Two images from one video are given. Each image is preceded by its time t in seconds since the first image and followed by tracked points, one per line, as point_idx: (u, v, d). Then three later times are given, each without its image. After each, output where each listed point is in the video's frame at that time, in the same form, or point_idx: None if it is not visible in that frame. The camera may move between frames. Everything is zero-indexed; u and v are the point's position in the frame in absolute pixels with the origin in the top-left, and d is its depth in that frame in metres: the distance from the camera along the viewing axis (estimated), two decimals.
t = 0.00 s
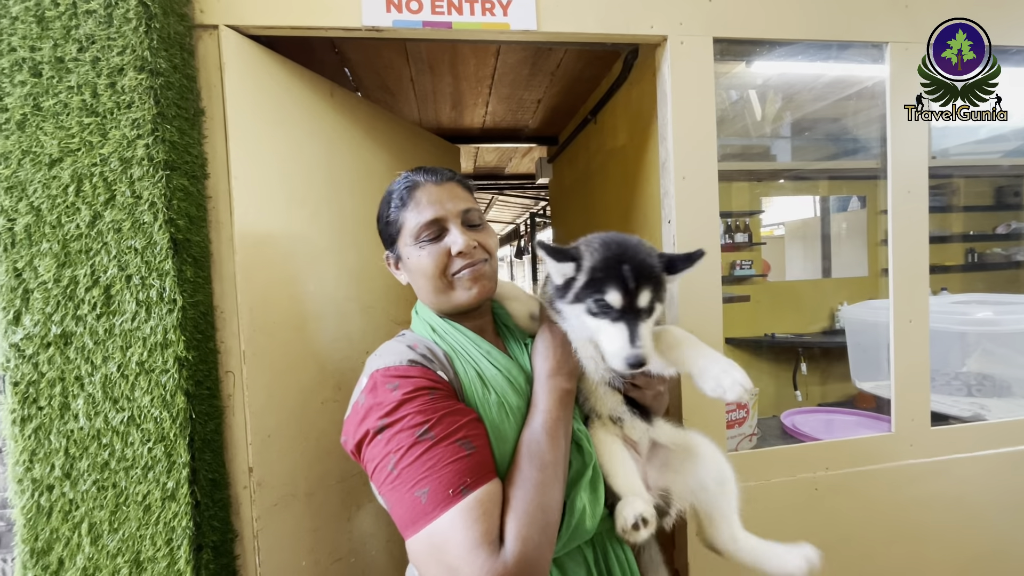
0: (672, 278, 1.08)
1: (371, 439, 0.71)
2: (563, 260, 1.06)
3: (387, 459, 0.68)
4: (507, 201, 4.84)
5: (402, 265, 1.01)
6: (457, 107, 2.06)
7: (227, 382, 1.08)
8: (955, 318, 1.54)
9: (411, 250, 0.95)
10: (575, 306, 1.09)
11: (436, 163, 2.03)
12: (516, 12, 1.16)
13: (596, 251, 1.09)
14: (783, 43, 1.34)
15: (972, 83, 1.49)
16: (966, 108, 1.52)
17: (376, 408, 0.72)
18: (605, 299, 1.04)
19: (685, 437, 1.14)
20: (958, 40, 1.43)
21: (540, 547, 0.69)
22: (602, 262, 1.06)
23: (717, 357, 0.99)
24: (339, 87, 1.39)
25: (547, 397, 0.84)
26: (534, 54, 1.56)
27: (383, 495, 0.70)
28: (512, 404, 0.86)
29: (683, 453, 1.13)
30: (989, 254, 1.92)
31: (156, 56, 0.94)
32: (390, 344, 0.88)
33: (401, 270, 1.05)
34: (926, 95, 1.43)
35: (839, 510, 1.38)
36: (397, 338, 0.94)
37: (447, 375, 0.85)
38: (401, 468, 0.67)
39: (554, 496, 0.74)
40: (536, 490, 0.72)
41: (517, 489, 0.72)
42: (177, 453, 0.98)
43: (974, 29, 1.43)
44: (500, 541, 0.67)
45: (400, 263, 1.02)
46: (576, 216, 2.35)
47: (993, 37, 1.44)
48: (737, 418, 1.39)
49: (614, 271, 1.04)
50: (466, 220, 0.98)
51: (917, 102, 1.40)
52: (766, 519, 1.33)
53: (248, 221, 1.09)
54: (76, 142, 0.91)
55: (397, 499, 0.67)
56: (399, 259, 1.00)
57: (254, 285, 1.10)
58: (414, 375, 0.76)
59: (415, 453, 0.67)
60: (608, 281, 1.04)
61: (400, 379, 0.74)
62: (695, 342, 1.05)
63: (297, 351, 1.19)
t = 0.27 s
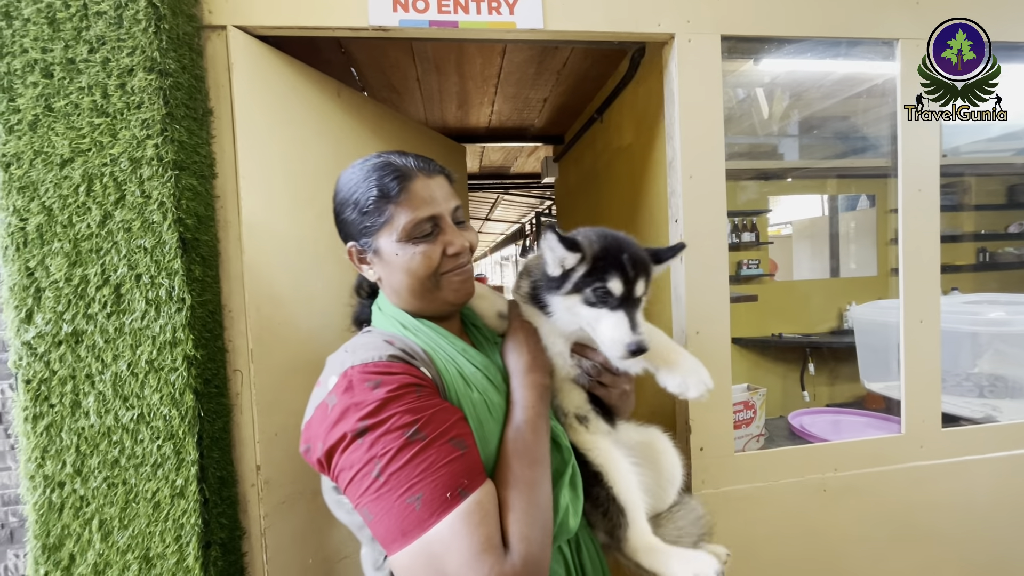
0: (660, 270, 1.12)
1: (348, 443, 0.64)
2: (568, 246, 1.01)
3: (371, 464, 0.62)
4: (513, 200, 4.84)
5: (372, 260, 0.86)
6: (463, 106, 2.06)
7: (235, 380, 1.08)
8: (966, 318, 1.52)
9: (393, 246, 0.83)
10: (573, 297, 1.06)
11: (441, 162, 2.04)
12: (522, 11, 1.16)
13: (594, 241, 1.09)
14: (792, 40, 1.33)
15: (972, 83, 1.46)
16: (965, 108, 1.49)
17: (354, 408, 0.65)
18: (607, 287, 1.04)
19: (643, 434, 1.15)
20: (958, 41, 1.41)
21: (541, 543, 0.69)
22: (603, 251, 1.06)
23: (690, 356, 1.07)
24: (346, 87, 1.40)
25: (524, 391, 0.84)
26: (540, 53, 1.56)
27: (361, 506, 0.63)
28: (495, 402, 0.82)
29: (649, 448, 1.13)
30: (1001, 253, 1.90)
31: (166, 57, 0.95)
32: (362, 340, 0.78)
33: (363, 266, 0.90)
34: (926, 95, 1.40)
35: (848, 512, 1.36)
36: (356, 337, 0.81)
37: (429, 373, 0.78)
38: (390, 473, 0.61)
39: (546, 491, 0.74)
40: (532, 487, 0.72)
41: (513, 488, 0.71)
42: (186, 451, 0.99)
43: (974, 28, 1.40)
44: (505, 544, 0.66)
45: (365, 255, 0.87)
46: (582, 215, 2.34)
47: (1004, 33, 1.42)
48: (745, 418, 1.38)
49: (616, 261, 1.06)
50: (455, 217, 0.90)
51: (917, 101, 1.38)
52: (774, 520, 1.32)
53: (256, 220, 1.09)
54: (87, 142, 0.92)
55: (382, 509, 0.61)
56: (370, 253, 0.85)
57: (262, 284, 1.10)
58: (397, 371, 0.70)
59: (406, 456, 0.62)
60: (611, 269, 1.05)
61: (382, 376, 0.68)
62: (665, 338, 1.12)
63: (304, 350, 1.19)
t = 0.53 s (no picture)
0: (588, 297, 1.06)
1: (336, 460, 0.61)
2: (484, 261, 1.06)
3: (366, 481, 0.60)
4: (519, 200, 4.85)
5: (335, 270, 0.84)
6: (470, 107, 2.06)
7: (246, 380, 1.09)
8: (977, 319, 1.51)
9: (360, 261, 0.81)
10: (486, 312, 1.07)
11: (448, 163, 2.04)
12: (531, 13, 1.16)
13: (516, 257, 1.08)
14: (802, 40, 1.32)
15: (972, 83, 1.44)
16: (966, 109, 1.45)
17: (340, 424, 0.62)
18: (507, 305, 1.00)
19: (608, 435, 1.14)
20: (958, 41, 1.39)
21: (545, 539, 0.72)
22: (515, 268, 1.05)
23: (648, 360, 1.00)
24: (355, 89, 1.41)
25: (504, 395, 0.86)
26: (548, 54, 1.56)
27: (352, 527, 0.60)
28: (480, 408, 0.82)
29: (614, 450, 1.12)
30: (1012, 253, 1.88)
31: (179, 61, 0.96)
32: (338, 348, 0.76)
33: (324, 273, 0.87)
34: (926, 95, 1.39)
35: (857, 514, 1.36)
36: (328, 347, 0.78)
37: (416, 381, 0.75)
38: (387, 489, 0.60)
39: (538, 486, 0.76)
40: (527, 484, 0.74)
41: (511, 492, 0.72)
42: (199, 450, 1.00)
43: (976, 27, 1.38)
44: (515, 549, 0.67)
45: (326, 263, 0.85)
46: (588, 216, 2.34)
47: (1016, 32, 1.41)
48: (753, 420, 1.38)
49: (520, 279, 1.02)
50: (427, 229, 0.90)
51: (916, 102, 1.39)
52: (782, 522, 1.32)
53: (266, 222, 1.10)
54: (103, 146, 0.93)
55: (379, 528, 0.59)
56: (334, 262, 0.83)
57: (272, 285, 1.11)
58: (385, 381, 0.67)
59: (404, 469, 0.61)
60: (513, 286, 1.01)
61: (370, 386, 0.65)
62: (635, 345, 1.05)
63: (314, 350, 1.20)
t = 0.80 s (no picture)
0: (607, 289, 1.11)
1: (347, 473, 0.59)
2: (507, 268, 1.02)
3: (379, 494, 0.58)
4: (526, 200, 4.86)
5: (326, 280, 0.82)
6: (480, 108, 2.07)
7: (264, 380, 1.11)
8: (991, 321, 1.50)
9: (351, 272, 0.78)
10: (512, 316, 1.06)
11: (458, 164, 2.05)
12: (545, 16, 1.17)
13: (534, 259, 1.08)
14: (815, 41, 1.32)
15: (971, 83, 1.42)
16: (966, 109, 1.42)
17: (349, 436, 0.60)
18: (541, 307, 1.02)
19: (603, 437, 1.12)
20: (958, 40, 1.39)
21: (560, 543, 0.72)
22: (541, 270, 1.05)
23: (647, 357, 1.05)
24: (368, 91, 1.42)
25: (509, 397, 0.86)
26: (559, 56, 1.57)
27: (366, 540, 0.59)
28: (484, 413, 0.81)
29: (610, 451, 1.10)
30: None
31: (201, 66, 0.98)
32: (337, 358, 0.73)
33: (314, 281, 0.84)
34: (925, 95, 1.40)
35: (870, 516, 1.36)
36: (326, 356, 0.76)
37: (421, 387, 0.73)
38: (401, 501, 0.59)
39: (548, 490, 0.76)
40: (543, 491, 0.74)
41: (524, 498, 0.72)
42: (220, 449, 1.02)
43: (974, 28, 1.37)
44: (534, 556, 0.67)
45: (315, 273, 0.82)
46: (597, 216, 2.35)
47: None
48: (765, 421, 1.38)
49: (551, 281, 1.03)
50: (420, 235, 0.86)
51: (915, 102, 1.42)
52: (794, 523, 1.32)
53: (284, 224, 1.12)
54: (127, 150, 0.95)
55: (394, 541, 0.58)
56: (324, 273, 0.80)
57: (290, 287, 1.12)
58: (392, 389, 0.66)
59: (418, 480, 0.60)
60: (545, 289, 1.03)
61: (377, 395, 0.64)
62: (631, 338, 1.10)
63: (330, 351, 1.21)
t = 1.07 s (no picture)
0: (631, 287, 1.14)
1: (361, 473, 0.61)
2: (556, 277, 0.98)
3: (389, 497, 0.60)
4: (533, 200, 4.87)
5: (347, 284, 0.83)
6: (489, 109, 2.08)
7: (279, 379, 1.12)
8: (1005, 322, 1.49)
9: (372, 277, 0.80)
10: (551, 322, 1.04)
11: (468, 165, 2.06)
12: (556, 19, 1.18)
13: (570, 264, 1.05)
14: (826, 41, 1.32)
15: (971, 83, 1.41)
16: (966, 108, 1.39)
17: (368, 437, 0.62)
18: (584, 312, 1.02)
19: (620, 429, 1.13)
20: (958, 40, 1.37)
21: (564, 573, 0.70)
22: (581, 275, 1.04)
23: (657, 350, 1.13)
24: (380, 94, 1.43)
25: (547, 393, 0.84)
26: (569, 58, 1.57)
27: (372, 538, 0.61)
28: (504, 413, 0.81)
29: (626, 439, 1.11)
30: None
31: (219, 71, 1.00)
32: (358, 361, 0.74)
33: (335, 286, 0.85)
34: (925, 95, 1.43)
35: (881, 517, 1.35)
36: (350, 356, 0.77)
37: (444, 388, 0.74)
38: (406, 510, 0.60)
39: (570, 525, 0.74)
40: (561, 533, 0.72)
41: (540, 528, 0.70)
42: (236, 446, 1.03)
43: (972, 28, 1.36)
44: (529, 575, 0.67)
45: (337, 278, 0.83)
46: (605, 216, 2.36)
47: None
48: (775, 422, 1.38)
49: (594, 286, 1.03)
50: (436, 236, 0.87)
51: (916, 102, 1.46)
52: (804, 524, 1.32)
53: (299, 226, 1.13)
54: (147, 153, 0.97)
55: (396, 546, 0.60)
56: (345, 278, 0.81)
57: (304, 287, 1.14)
58: (414, 395, 0.66)
59: (425, 492, 0.60)
60: (588, 294, 1.03)
61: (398, 399, 0.64)
62: (640, 330, 1.17)
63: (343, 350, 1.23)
